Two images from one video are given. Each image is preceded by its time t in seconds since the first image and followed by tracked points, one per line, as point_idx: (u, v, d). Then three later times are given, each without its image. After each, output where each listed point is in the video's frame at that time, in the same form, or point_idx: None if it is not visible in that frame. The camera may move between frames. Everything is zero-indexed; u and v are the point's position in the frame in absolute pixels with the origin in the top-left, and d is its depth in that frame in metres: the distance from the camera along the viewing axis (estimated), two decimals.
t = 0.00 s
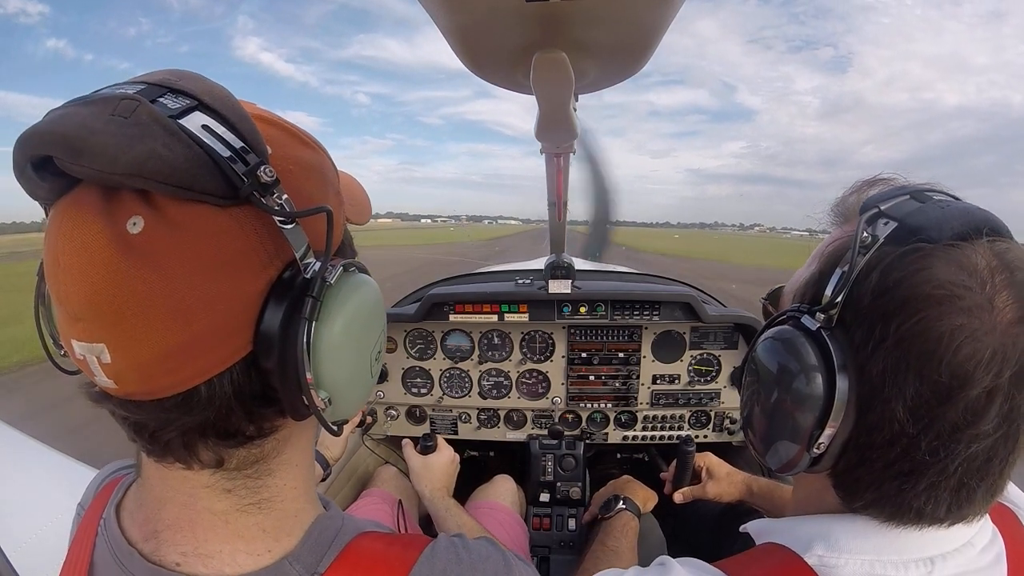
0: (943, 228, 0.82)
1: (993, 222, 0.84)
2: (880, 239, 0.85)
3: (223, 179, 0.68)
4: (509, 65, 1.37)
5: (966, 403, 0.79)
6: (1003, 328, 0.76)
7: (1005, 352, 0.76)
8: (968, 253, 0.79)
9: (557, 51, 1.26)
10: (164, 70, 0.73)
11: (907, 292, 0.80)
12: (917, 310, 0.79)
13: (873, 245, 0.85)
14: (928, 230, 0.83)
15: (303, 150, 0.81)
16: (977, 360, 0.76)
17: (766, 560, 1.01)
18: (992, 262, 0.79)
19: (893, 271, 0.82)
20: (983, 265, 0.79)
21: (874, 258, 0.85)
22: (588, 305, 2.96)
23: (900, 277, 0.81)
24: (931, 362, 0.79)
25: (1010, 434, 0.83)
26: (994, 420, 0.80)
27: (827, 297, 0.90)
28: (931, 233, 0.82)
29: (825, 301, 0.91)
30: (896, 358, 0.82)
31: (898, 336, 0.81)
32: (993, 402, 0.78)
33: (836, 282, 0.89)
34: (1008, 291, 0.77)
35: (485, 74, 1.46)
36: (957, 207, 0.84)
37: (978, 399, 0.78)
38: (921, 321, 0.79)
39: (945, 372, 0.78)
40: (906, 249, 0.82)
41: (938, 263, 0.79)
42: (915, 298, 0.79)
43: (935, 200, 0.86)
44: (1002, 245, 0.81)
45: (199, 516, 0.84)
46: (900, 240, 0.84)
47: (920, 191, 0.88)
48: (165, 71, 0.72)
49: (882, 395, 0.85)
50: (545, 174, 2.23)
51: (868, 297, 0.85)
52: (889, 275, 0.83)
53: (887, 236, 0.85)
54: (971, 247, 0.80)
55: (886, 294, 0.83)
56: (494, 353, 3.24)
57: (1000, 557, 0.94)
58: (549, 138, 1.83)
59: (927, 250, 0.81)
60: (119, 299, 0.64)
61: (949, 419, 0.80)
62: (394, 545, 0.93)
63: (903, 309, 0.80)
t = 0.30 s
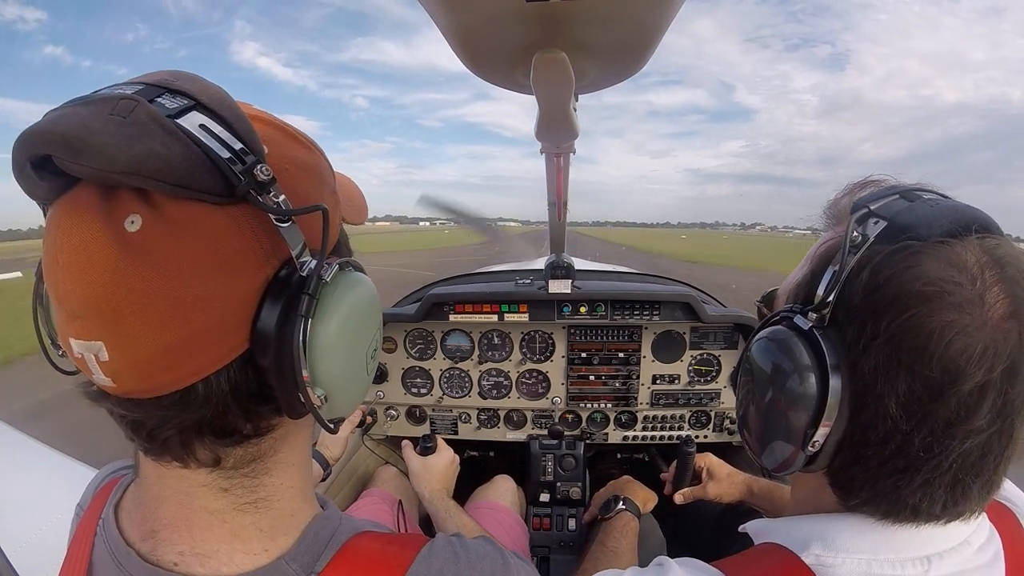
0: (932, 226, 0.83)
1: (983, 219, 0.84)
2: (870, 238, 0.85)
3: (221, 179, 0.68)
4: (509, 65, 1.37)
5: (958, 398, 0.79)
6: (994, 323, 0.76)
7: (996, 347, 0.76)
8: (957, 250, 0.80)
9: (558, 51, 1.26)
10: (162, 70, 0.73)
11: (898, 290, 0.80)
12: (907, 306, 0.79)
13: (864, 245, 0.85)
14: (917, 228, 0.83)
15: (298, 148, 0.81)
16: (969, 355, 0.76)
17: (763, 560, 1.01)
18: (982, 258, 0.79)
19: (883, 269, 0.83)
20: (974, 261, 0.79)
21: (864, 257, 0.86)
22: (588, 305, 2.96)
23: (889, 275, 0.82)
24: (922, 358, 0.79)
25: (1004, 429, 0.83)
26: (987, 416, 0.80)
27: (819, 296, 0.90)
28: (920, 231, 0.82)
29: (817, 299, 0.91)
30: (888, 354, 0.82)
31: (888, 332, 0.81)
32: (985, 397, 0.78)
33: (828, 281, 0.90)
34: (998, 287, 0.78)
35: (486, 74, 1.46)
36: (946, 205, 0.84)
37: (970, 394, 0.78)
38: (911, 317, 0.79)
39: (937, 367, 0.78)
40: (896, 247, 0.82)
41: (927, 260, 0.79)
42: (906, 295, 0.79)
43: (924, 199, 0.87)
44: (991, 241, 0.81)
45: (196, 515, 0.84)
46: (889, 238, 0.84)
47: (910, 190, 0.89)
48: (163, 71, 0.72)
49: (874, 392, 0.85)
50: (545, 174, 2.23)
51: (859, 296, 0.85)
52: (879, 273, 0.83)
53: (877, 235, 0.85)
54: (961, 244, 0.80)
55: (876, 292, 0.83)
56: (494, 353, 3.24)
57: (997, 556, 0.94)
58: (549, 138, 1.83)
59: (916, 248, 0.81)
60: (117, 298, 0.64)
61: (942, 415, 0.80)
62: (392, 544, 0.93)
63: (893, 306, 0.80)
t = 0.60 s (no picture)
0: (951, 231, 0.83)
1: (1001, 227, 0.84)
2: (888, 242, 0.85)
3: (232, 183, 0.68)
4: (509, 65, 1.37)
5: (969, 409, 0.79)
6: (1008, 336, 0.76)
7: (1009, 359, 0.76)
8: (974, 259, 0.80)
9: (558, 51, 1.26)
10: (171, 70, 0.73)
11: (915, 297, 0.80)
12: (923, 315, 0.80)
13: (881, 248, 0.85)
14: (936, 234, 0.83)
15: (309, 150, 0.81)
16: (981, 368, 0.77)
17: (772, 556, 1.01)
18: (999, 268, 0.79)
19: (901, 274, 0.83)
20: (990, 271, 0.79)
21: (881, 260, 0.85)
22: (588, 305, 2.96)
23: (906, 281, 0.82)
24: (935, 367, 0.79)
25: (1013, 441, 0.83)
26: (997, 427, 0.80)
27: (833, 298, 0.90)
28: (938, 237, 0.83)
29: (831, 302, 0.91)
30: (900, 362, 0.82)
31: (903, 340, 0.82)
32: (997, 409, 0.78)
33: (842, 284, 0.89)
34: (1013, 299, 0.78)
35: (485, 74, 1.47)
36: (965, 211, 0.85)
37: (982, 406, 0.78)
38: (927, 326, 0.79)
39: (949, 378, 0.79)
40: (914, 253, 0.82)
41: (945, 269, 0.80)
42: (921, 303, 0.80)
43: (944, 204, 0.87)
44: (1009, 250, 0.82)
45: (200, 516, 0.85)
46: (908, 244, 0.84)
47: (929, 194, 0.88)
48: (172, 71, 0.72)
49: (885, 398, 0.85)
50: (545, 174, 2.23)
51: (874, 301, 0.85)
52: (896, 279, 0.83)
53: (896, 240, 0.85)
54: (978, 253, 0.81)
55: (891, 299, 0.83)
56: (494, 353, 3.24)
57: (1001, 557, 0.94)
58: (549, 138, 1.83)
59: (935, 255, 0.81)
60: (126, 301, 0.64)
61: (952, 424, 0.81)
62: (397, 544, 0.94)
63: (909, 313, 0.81)
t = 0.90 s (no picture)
0: (947, 229, 0.83)
1: (998, 225, 0.85)
2: (885, 240, 0.86)
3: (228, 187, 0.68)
4: (509, 65, 1.37)
5: (966, 406, 0.79)
6: (1005, 332, 0.76)
7: (1007, 355, 0.76)
8: (970, 256, 0.80)
9: (557, 51, 1.26)
10: (168, 71, 0.72)
11: (910, 293, 0.80)
12: (918, 311, 0.79)
13: (878, 246, 0.86)
14: (932, 232, 0.83)
15: (306, 152, 0.81)
16: (976, 364, 0.76)
17: (769, 558, 1.01)
18: (996, 265, 0.79)
19: (897, 271, 0.83)
20: (987, 268, 0.79)
21: (878, 259, 0.86)
22: (588, 305, 2.96)
23: (902, 278, 0.82)
24: (931, 364, 0.79)
25: (1011, 437, 0.83)
26: (994, 424, 0.80)
27: (829, 297, 0.90)
28: (935, 233, 0.83)
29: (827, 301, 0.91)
30: (896, 359, 0.82)
31: (899, 336, 0.81)
32: (993, 406, 0.78)
33: (840, 282, 0.90)
34: (1011, 296, 0.77)
35: (485, 74, 1.46)
36: (962, 209, 0.85)
37: (978, 402, 0.78)
38: (922, 322, 0.79)
39: (945, 374, 0.78)
40: (910, 250, 0.83)
41: (941, 265, 0.79)
42: (916, 299, 0.79)
43: (941, 202, 0.87)
44: (1007, 248, 0.81)
45: (197, 518, 0.84)
46: (904, 241, 0.84)
47: (926, 193, 0.89)
48: (169, 72, 0.72)
49: (882, 394, 0.85)
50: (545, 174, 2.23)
51: (870, 297, 0.85)
52: (891, 275, 0.83)
53: (892, 237, 0.85)
54: (974, 250, 0.80)
55: (887, 296, 0.83)
56: (494, 353, 3.24)
57: (1002, 556, 0.94)
58: (549, 138, 1.83)
59: (931, 252, 0.81)
60: (121, 304, 0.64)
61: (949, 421, 0.80)
62: (395, 545, 0.93)
63: (904, 310, 0.81)
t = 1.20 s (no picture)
0: (939, 228, 0.83)
1: (991, 222, 0.85)
2: (878, 240, 0.86)
3: (251, 186, 0.69)
4: (509, 65, 1.37)
5: (966, 402, 0.79)
6: (1001, 328, 0.76)
7: (1004, 351, 0.76)
8: (965, 254, 0.80)
9: (557, 51, 1.27)
10: (187, 69, 0.73)
11: (905, 292, 0.80)
12: (914, 309, 0.80)
13: (872, 245, 0.86)
14: (926, 230, 0.83)
15: (322, 153, 0.81)
16: (975, 360, 0.76)
17: (769, 559, 1.01)
18: (989, 262, 0.80)
19: (891, 271, 0.83)
20: (981, 265, 0.79)
21: (872, 258, 0.86)
22: (588, 305, 2.97)
23: (896, 277, 0.82)
24: (928, 361, 0.79)
25: (1010, 433, 0.83)
26: (994, 420, 0.80)
27: (826, 297, 0.91)
28: (928, 233, 0.83)
29: (824, 301, 0.92)
30: (894, 358, 0.82)
31: (896, 335, 0.82)
32: (992, 402, 0.78)
33: (835, 282, 0.90)
34: (1006, 291, 0.78)
35: (485, 74, 1.47)
36: (953, 208, 0.85)
37: (978, 398, 0.78)
38: (918, 320, 0.79)
39: (943, 371, 0.79)
40: (904, 249, 0.83)
41: (936, 263, 0.80)
42: (912, 297, 0.80)
43: (933, 201, 0.87)
44: (1000, 245, 0.82)
45: (205, 517, 0.85)
46: (898, 240, 0.85)
47: (918, 193, 0.89)
48: (188, 71, 0.72)
49: (880, 394, 0.85)
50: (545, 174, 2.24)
51: (866, 297, 0.86)
52: (886, 274, 0.84)
53: (885, 237, 0.86)
54: (968, 248, 0.81)
55: (883, 295, 0.83)
56: (495, 353, 3.24)
57: (1004, 556, 0.95)
58: (549, 138, 1.83)
59: (924, 250, 0.81)
60: (140, 299, 0.65)
61: (948, 418, 0.81)
62: (400, 545, 0.94)
63: (900, 309, 0.81)
